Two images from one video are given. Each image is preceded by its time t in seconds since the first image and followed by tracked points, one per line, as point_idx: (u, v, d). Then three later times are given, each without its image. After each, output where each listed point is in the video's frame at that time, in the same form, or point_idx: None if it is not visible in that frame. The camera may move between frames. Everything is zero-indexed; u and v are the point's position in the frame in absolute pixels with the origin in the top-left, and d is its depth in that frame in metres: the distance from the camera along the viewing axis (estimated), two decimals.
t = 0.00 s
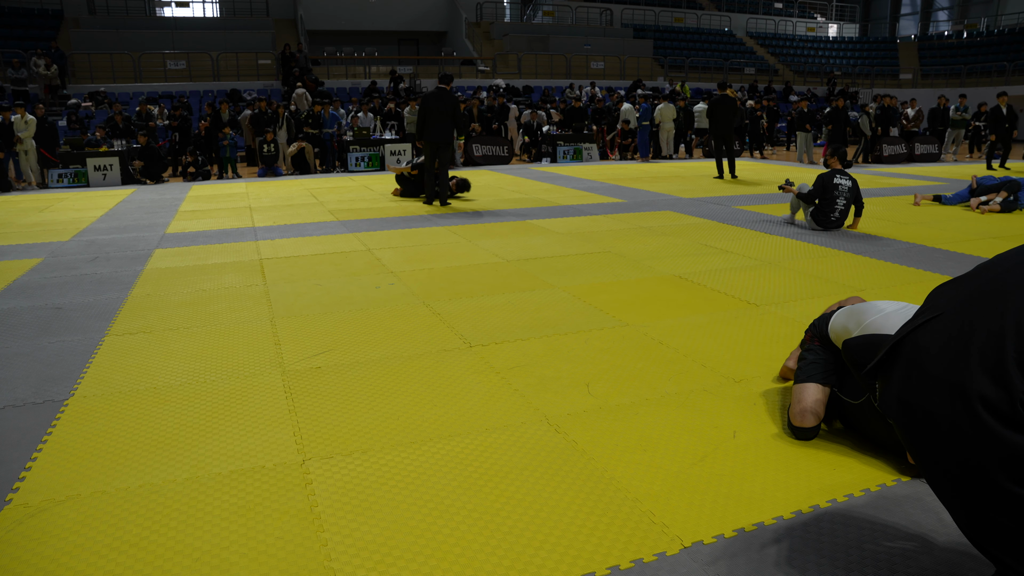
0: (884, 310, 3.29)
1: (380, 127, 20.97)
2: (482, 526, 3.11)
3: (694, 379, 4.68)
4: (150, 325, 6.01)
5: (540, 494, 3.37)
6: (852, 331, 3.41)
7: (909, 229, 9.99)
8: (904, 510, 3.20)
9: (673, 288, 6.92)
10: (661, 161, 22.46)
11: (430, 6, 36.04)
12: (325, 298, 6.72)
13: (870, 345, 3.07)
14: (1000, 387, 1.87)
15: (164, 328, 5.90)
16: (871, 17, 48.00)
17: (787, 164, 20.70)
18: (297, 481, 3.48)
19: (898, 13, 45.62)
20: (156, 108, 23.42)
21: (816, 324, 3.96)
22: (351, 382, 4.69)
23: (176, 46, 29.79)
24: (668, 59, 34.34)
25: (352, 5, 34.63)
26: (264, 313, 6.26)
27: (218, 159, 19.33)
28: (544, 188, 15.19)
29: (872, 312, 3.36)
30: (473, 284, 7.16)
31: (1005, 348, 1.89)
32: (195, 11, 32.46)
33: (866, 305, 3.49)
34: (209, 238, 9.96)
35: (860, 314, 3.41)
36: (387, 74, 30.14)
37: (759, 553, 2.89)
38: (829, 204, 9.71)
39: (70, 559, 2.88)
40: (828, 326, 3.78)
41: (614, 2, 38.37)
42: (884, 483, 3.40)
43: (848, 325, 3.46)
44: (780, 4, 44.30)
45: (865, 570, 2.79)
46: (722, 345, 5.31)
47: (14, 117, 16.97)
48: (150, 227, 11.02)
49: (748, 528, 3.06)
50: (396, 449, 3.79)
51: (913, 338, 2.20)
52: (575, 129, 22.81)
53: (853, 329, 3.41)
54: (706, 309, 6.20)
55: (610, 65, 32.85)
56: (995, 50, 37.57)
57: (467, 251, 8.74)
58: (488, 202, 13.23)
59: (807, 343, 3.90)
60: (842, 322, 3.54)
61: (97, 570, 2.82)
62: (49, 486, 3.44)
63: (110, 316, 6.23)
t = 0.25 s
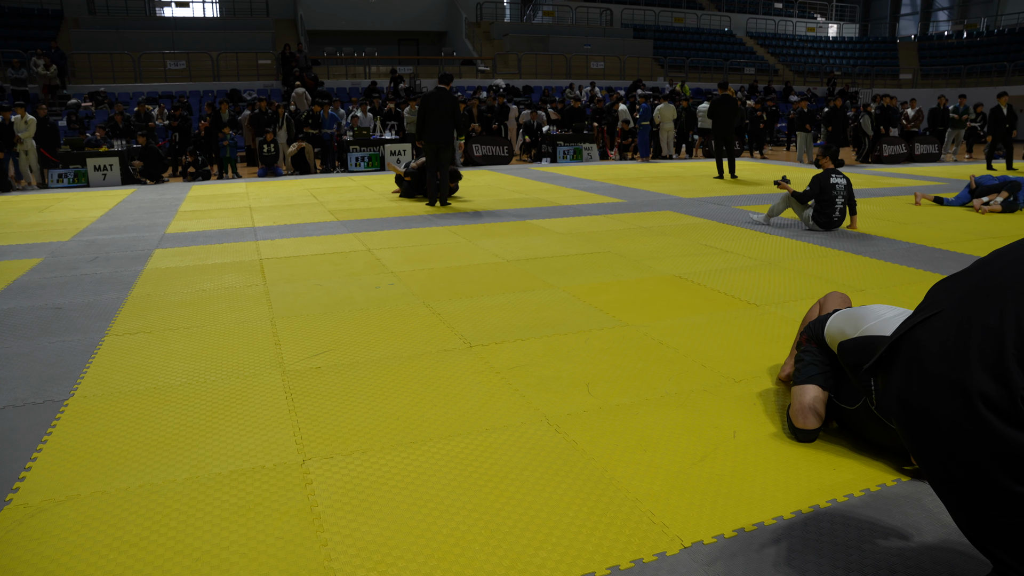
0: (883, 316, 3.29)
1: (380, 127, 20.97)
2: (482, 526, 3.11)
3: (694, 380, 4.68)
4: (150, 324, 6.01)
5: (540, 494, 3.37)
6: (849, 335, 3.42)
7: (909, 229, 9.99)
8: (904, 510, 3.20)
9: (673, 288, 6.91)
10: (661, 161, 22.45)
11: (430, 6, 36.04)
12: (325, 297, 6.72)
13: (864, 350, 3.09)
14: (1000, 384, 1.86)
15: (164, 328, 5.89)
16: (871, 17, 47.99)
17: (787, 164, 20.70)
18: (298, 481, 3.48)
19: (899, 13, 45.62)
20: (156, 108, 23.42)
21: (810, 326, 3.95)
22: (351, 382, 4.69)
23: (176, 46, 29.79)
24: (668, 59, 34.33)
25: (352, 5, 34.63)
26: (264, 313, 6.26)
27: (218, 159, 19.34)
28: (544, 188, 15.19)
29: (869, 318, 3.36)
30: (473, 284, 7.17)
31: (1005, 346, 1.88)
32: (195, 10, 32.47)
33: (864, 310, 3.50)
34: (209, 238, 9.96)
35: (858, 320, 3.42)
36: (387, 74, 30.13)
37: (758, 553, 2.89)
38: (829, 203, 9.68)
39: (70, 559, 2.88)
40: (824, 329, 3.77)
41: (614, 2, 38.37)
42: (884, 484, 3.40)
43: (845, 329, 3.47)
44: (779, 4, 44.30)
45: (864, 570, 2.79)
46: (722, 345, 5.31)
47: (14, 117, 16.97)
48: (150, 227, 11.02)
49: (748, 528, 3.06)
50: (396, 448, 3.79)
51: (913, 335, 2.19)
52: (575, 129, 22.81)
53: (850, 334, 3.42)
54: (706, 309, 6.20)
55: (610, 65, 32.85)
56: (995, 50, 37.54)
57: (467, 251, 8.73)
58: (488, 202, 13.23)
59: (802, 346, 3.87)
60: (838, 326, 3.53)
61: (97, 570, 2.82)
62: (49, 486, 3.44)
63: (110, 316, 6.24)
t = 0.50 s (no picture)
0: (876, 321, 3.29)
1: (380, 127, 20.98)
2: (482, 526, 3.11)
3: (694, 379, 4.68)
4: (150, 324, 6.02)
5: (539, 494, 3.37)
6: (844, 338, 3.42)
7: (910, 229, 9.98)
8: (904, 509, 3.20)
9: (673, 288, 6.92)
10: (661, 161, 22.45)
11: (430, 6, 36.03)
12: (325, 297, 6.72)
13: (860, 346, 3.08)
14: (1003, 383, 1.84)
15: (164, 328, 5.90)
16: (871, 17, 48.06)
17: (786, 164, 20.69)
18: (298, 481, 3.48)
19: (899, 13, 45.63)
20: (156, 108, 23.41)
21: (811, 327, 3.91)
22: (351, 382, 4.69)
23: (176, 46, 29.79)
24: (668, 59, 34.33)
25: (352, 5, 34.61)
26: (264, 313, 6.27)
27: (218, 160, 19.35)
28: (544, 188, 15.19)
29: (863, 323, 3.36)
30: (473, 284, 7.17)
31: (1004, 344, 1.86)
32: (195, 11, 32.48)
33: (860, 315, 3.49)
34: (209, 238, 9.97)
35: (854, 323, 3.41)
36: (387, 74, 30.14)
37: (758, 554, 2.89)
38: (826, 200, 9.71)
39: (70, 559, 2.89)
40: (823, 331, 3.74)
41: (614, 2, 38.36)
42: (884, 483, 3.41)
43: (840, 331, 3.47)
44: (780, 3, 44.28)
45: (863, 569, 2.79)
46: (722, 345, 5.31)
47: (14, 117, 16.97)
48: (150, 227, 11.03)
49: (748, 528, 3.06)
50: (396, 449, 3.78)
51: (912, 334, 2.18)
52: (575, 129, 22.81)
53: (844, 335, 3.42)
54: (706, 309, 6.21)
55: (610, 65, 32.85)
56: (995, 50, 37.51)
57: (467, 251, 8.73)
58: (488, 202, 13.23)
59: (801, 348, 3.85)
60: (836, 330, 3.51)
61: (97, 570, 2.82)
62: (49, 485, 3.44)
63: (110, 316, 6.24)
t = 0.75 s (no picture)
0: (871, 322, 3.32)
1: (380, 127, 20.98)
2: (483, 526, 3.11)
3: (694, 379, 4.68)
4: (150, 324, 6.02)
5: (539, 494, 3.37)
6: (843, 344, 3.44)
7: (909, 229, 9.98)
8: (904, 509, 3.20)
9: (673, 288, 6.92)
10: (661, 161, 22.45)
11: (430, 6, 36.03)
12: (325, 297, 6.73)
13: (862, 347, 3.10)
14: (999, 381, 1.84)
15: (164, 328, 5.90)
16: (871, 17, 48.09)
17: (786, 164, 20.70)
18: (297, 481, 3.48)
19: (899, 13, 45.66)
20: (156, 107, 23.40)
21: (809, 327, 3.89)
22: (351, 382, 4.69)
23: (176, 46, 29.80)
24: (668, 59, 34.33)
25: (352, 5, 34.59)
26: (264, 313, 6.27)
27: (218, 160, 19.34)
28: (544, 188, 15.19)
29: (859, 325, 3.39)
30: (473, 284, 7.17)
31: (1001, 341, 1.86)
32: (195, 11, 32.47)
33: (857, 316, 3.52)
34: (209, 238, 9.96)
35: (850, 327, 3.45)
36: (387, 74, 30.15)
37: (757, 554, 2.88)
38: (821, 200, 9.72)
39: (70, 559, 2.89)
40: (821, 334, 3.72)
41: (614, 2, 38.34)
42: (883, 483, 3.41)
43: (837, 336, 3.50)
44: (780, 3, 44.29)
45: (864, 569, 2.79)
46: (721, 344, 5.31)
47: (14, 117, 16.96)
48: (150, 227, 11.03)
49: (748, 528, 3.06)
50: (396, 448, 3.78)
51: (909, 333, 2.18)
52: (575, 129, 22.81)
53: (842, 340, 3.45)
54: (706, 309, 6.20)
55: (610, 65, 32.85)
56: (995, 50, 37.52)
57: (467, 251, 8.73)
58: (488, 202, 13.23)
59: (799, 348, 3.83)
60: (837, 333, 3.49)
61: (97, 570, 2.82)
62: (49, 486, 3.44)
63: (110, 316, 6.24)
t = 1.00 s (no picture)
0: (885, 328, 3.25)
1: (380, 127, 20.99)
2: (482, 526, 3.10)
3: (694, 379, 4.68)
4: (150, 324, 6.01)
5: (539, 494, 3.37)
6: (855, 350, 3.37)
7: (909, 229, 9.98)
8: (904, 509, 3.20)
9: (673, 288, 6.91)
10: (661, 161, 22.45)
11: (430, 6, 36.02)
12: (325, 297, 6.72)
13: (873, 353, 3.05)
14: (994, 378, 1.84)
15: (164, 328, 5.89)
16: (870, 17, 48.12)
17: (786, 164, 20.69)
18: (297, 481, 3.48)
19: (899, 13, 45.66)
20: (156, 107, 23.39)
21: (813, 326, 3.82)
22: (351, 382, 4.69)
23: (176, 46, 29.80)
24: (668, 59, 34.32)
25: (352, 5, 34.57)
26: (264, 313, 6.27)
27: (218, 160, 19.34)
28: (544, 188, 15.19)
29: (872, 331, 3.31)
30: (473, 284, 7.16)
31: (995, 339, 1.86)
32: (195, 11, 32.46)
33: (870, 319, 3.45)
34: (209, 238, 9.96)
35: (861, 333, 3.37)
36: (387, 74, 30.17)
37: (756, 556, 2.87)
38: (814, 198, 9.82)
39: (70, 559, 2.88)
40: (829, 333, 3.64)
41: (614, 2, 38.32)
42: (883, 483, 3.41)
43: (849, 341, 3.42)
44: (780, 3, 44.31)
45: (864, 569, 2.79)
46: (722, 345, 5.30)
47: (14, 117, 16.96)
48: (150, 227, 11.03)
49: (748, 528, 3.06)
50: (396, 448, 3.78)
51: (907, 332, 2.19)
52: (575, 129, 22.81)
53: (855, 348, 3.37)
54: (706, 309, 6.20)
55: (610, 65, 32.85)
56: (994, 50, 37.51)
57: (467, 251, 8.73)
58: (488, 202, 13.22)
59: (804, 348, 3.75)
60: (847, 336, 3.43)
61: (96, 570, 2.81)
62: (49, 486, 3.44)
63: (110, 316, 6.23)
